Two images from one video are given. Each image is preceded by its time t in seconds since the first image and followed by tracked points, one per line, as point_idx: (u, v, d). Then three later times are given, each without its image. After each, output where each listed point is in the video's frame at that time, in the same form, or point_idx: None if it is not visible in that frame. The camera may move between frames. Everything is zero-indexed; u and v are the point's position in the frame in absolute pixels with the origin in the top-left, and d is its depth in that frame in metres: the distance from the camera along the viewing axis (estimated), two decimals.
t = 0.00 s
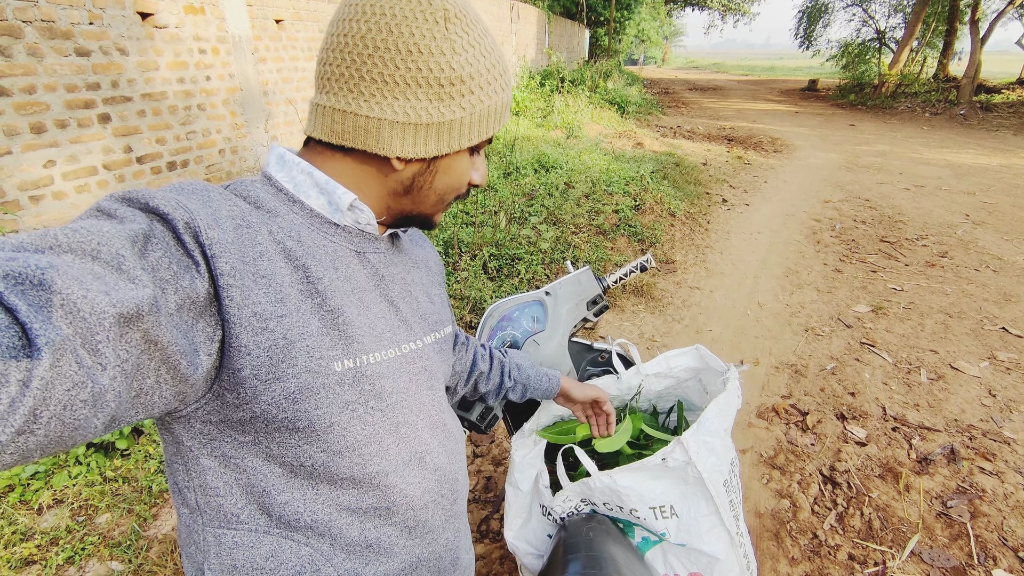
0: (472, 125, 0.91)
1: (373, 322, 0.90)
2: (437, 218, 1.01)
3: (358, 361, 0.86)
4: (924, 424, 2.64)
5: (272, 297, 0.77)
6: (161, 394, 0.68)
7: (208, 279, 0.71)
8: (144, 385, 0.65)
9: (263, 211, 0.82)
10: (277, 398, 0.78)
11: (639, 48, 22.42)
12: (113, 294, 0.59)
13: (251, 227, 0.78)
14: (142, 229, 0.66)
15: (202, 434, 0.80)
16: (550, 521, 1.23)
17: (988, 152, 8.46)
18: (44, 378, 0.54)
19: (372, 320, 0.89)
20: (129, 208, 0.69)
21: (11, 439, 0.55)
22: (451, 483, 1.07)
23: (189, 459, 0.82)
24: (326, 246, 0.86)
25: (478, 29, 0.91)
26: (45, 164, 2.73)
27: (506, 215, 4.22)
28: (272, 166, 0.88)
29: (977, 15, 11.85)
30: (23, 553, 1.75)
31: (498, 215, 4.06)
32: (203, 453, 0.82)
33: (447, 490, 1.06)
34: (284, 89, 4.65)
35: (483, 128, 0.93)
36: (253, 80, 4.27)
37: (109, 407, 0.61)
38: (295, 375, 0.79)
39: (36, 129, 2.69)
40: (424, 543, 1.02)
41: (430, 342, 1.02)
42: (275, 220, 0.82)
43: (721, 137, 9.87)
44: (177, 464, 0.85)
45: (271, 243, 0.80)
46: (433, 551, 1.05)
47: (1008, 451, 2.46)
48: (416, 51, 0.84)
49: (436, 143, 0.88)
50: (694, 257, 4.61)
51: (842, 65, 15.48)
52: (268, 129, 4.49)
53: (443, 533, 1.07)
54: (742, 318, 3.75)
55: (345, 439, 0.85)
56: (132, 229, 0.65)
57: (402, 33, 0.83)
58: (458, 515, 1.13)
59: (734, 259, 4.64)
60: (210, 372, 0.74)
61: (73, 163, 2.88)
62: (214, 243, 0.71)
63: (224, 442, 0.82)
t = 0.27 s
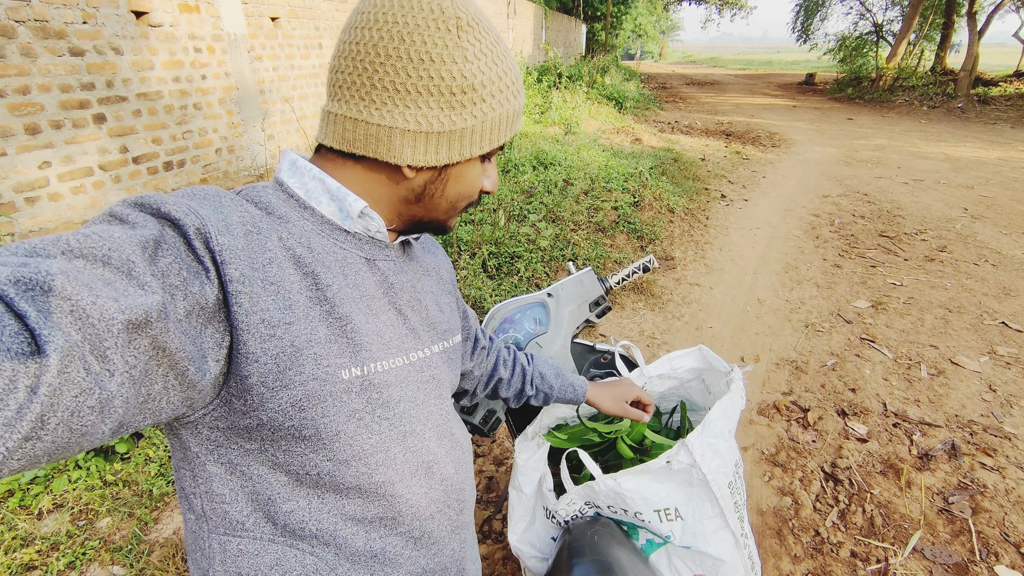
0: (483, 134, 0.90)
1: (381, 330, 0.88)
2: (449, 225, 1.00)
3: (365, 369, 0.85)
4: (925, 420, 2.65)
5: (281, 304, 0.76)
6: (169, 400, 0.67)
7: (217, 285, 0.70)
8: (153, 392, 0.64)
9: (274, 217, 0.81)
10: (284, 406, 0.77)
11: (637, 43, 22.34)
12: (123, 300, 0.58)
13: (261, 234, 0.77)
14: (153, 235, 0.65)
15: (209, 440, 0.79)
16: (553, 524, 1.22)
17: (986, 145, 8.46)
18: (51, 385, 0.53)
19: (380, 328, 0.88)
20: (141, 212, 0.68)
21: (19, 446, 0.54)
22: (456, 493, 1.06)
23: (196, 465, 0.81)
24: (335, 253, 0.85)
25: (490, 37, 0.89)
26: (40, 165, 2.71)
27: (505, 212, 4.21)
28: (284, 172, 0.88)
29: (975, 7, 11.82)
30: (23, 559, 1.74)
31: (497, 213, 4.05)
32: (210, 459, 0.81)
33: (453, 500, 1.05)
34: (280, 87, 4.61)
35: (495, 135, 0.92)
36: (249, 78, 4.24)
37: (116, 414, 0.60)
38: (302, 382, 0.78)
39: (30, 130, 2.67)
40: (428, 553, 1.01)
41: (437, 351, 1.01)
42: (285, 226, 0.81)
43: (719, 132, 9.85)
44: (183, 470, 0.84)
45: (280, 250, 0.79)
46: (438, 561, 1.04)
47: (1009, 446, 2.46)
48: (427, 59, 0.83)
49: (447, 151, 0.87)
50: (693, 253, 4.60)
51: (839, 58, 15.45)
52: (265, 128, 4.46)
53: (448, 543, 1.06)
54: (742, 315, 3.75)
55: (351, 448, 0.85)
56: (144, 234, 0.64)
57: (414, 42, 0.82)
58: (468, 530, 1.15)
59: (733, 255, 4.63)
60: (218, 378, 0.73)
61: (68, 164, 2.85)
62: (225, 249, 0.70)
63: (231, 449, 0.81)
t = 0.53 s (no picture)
0: (493, 126, 0.89)
1: (385, 327, 0.88)
2: (459, 219, 0.99)
3: (369, 365, 0.84)
4: (919, 413, 2.66)
5: (286, 297, 0.75)
6: (175, 391, 0.67)
7: (225, 277, 0.69)
8: (159, 382, 0.64)
9: (283, 210, 0.80)
10: (286, 400, 0.77)
11: (629, 39, 22.33)
12: (131, 290, 0.57)
13: (269, 227, 0.77)
14: (163, 226, 0.64)
15: (212, 431, 0.79)
16: (552, 522, 1.22)
17: (976, 140, 8.52)
18: (57, 374, 0.53)
19: (384, 326, 0.87)
20: (152, 202, 0.68)
21: (24, 433, 0.53)
22: (457, 495, 1.05)
23: (197, 456, 0.81)
24: (343, 248, 0.84)
25: (498, 30, 0.89)
26: (28, 165, 2.67)
27: (499, 209, 4.20)
28: (295, 166, 0.87)
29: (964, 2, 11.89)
30: (16, 564, 1.72)
31: (491, 210, 4.04)
32: (212, 451, 0.81)
33: (453, 502, 1.04)
34: (272, 85, 4.57)
35: (504, 128, 0.91)
36: (240, 76, 4.20)
37: (121, 404, 0.59)
38: (305, 377, 0.77)
39: (17, 130, 2.63)
40: (428, 554, 1.00)
41: (442, 351, 1.00)
42: (293, 220, 0.80)
43: (712, 128, 9.87)
44: (185, 462, 0.83)
45: (288, 243, 0.78)
46: (438, 562, 1.03)
47: (1002, 438, 2.48)
48: (436, 52, 0.82)
49: (457, 144, 0.86)
50: (688, 249, 4.61)
51: (830, 54, 15.50)
52: (257, 126, 4.41)
53: (447, 544, 1.05)
54: (737, 310, 3.76)
55: (353, 445, 0.84)
56: (153, 225, 0.63)
57: (423, 35, 0.81)
58: (465, 533, 1.13)
59: (728, 251, 4.64)
60: (222, 370, 0.72)
61: (57, 164, 2.81)
62: (233, 241, 0.70)
63: (232, 442, 0.80)
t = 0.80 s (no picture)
0: (503, 127, 0.89)
1: (399, 324, 0.88)
2: (470, 218, 1.00)
3: (383, 361, 0.85)
4: (920, 415, 2.66)
5: (303, 294, 0.76)
6: (194, 384, 0.69)
7: (243, 274, 0.70)
8: (179, 374, 0.67)
9: (298, 209, 0.81)
10: (302, 395, 0.77)
11: (632, 39, 22.33)
12: (153, 286, 0.59)
13: (286, 225, 0.77)
14: (183, 224, 0.66)
15: (228, 425, 0.80)
16: (553, 521, 1.22)
17: (978, 142, 8.50)
18: (84, 365, 0.54)
19: (397, 323, 0.88)
20: (172, 202, 0.69)
21: (51, 423, 0.55)
22: (466, 492, 1.06)
23: (213, 449, 0.82)
24: (358, 247, 0.85)
25: (507, 32, 0.89)
26: (32, 163, 2.68)
27: (501, 210, 4.21)
28: (309, 166, 0.87)
29: (967, 4, 11.88)
30: (20, 560, 1.73)
31: (493, 210, 4.04)
32: (228, 444, 0.82)
33: (463, 499, 1.05)
34: (275, 85, 4.58)
35: (513, 128, 0.91)
36: (244, 76, 4.21)
37: (142, 396, 0.61)
38: (321, 372, 0.78)
39: (22, 128, 2.64)
40: (437, 550, 1.01)
41: (451, 348, 1.02)
42: (308, 218, 0.81)
43: (714, 129, 9.87)
44: (200, 455, 0.84)
45: (304, 241, 0.78)
46: (445, 559, 1.04)
47: (1003, 441, 2.48)
48: (446, 54, 0.83)
49: (467, 145, 0.87)
50: (689, 250, 4.61)
51: (833, 55, 15.49)
52: (260, 126, 4.42)
53: (455, 541, 1.05)
54: (739, 311, 3.76)
55: (366, 440, 0.84)
56: (174, 223, 0.64)
57: (433, 38, 0.82)
58: (473, 527, 1.13)
59: (730, 252, 4.65)
60: (240, 364, 0.73)
61: (62, 162, 2.83)
62: (251, 240, 0.70)
63: (248, 436, 0.81)
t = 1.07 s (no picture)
0: (465, 109, 0.88)
1: (380, 332, 0.88)
2: (448, 213, 0.98)
3: (366, 372, 0.84)
4: (933, 426, 2.61)
5: (279, 308, 0.76)
6: (172, 406, 0.68)
7: (215, 290, 0.70)
8: (155, 398, 0.66)
9: (270, 219, 0.81)
10: (285, 410, 0.77)
11: (647, 40, 22.19)
12: (118, 310, 0.58)
13: (257, 237, 0.77)
14: (148, 241, 0.65)
15: (211, 445, 0.80)
16: (551, 530, 1.21)
17: (1000, 146, 8.32)
18: (50, 398, 0.54)
19: (379, 331, 0.88)
20: (134, 219, 0.68)
21: (21, 459, 0.55)
22: (461, 497, 1.05)
23: (197, 471, 0.82)
24: (334, 255, 0.86)
25: (459, 11, 0.88)
26: (46, 160, 2.72)
27: (510, 210, 4.19)
28: (278, 174, 0.87)
29: (991, 5, 11.64)
30: (24, 554, 1.75)
31: (502, 211, 4.03)
32: (212, 465, 0.81)
33: (458, 505, 1.04)
34: (287, 83, 4.61)
35: (475, 108, 0.89)
36: (256, 74, 4.24)
37: (116, 423, 0.61)
38: (302, 386, 0.77)
39: (36, 124, 2.68)
40: (434, 560, 1.00)
41: (439, 352, 1.01)
42: (281, 229, 0.81)
43: (728, 130, 9.76)
44: (186, 477, 0.83)
45: (277, 252, 0.78)
46: (444, 566, 1.03)
47: (1019, 455, 2.42)
48: (395, 39, 0.82)
49: (429, 132, 0.86)
50: (700, 254, 4.56)
51: (851, 57, 15.26)
52: (271, 123, 4.45)
53: (453, 548, 1.05)
54: (748, 317, 3.71)
55: (354, 453, 0.83)
56: (138, 242, 0.64)
57: (380, 23, 0.81)
58: (473, 537, 1.13)
59: (741, 256, 4.59)
60: (218, 383, 0.73)
61: (75, 159, 2.87)
62: (221, 253, 0.70)
63: (232, 455, 0.81)
